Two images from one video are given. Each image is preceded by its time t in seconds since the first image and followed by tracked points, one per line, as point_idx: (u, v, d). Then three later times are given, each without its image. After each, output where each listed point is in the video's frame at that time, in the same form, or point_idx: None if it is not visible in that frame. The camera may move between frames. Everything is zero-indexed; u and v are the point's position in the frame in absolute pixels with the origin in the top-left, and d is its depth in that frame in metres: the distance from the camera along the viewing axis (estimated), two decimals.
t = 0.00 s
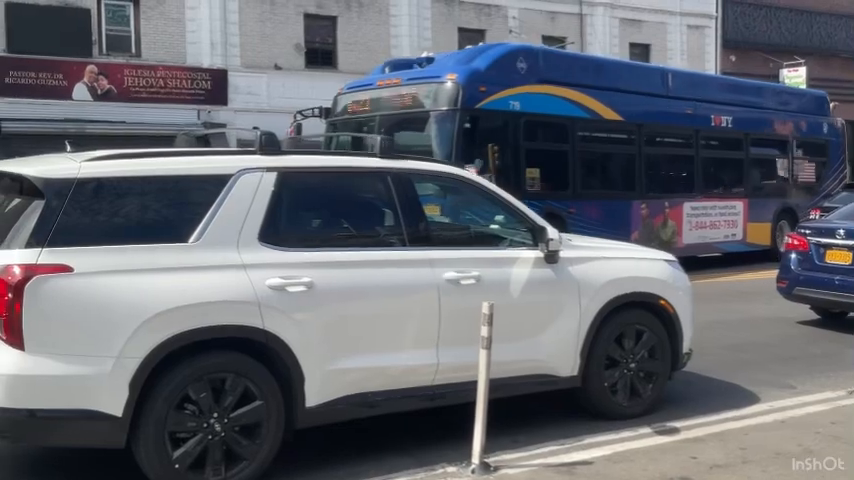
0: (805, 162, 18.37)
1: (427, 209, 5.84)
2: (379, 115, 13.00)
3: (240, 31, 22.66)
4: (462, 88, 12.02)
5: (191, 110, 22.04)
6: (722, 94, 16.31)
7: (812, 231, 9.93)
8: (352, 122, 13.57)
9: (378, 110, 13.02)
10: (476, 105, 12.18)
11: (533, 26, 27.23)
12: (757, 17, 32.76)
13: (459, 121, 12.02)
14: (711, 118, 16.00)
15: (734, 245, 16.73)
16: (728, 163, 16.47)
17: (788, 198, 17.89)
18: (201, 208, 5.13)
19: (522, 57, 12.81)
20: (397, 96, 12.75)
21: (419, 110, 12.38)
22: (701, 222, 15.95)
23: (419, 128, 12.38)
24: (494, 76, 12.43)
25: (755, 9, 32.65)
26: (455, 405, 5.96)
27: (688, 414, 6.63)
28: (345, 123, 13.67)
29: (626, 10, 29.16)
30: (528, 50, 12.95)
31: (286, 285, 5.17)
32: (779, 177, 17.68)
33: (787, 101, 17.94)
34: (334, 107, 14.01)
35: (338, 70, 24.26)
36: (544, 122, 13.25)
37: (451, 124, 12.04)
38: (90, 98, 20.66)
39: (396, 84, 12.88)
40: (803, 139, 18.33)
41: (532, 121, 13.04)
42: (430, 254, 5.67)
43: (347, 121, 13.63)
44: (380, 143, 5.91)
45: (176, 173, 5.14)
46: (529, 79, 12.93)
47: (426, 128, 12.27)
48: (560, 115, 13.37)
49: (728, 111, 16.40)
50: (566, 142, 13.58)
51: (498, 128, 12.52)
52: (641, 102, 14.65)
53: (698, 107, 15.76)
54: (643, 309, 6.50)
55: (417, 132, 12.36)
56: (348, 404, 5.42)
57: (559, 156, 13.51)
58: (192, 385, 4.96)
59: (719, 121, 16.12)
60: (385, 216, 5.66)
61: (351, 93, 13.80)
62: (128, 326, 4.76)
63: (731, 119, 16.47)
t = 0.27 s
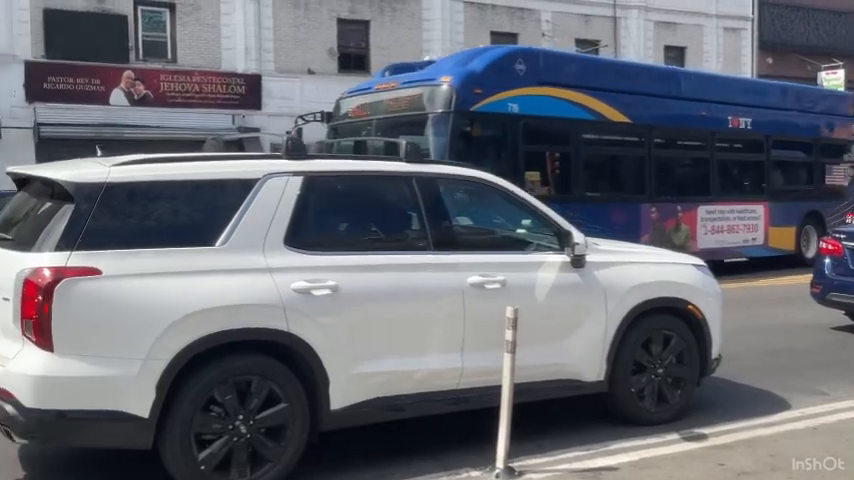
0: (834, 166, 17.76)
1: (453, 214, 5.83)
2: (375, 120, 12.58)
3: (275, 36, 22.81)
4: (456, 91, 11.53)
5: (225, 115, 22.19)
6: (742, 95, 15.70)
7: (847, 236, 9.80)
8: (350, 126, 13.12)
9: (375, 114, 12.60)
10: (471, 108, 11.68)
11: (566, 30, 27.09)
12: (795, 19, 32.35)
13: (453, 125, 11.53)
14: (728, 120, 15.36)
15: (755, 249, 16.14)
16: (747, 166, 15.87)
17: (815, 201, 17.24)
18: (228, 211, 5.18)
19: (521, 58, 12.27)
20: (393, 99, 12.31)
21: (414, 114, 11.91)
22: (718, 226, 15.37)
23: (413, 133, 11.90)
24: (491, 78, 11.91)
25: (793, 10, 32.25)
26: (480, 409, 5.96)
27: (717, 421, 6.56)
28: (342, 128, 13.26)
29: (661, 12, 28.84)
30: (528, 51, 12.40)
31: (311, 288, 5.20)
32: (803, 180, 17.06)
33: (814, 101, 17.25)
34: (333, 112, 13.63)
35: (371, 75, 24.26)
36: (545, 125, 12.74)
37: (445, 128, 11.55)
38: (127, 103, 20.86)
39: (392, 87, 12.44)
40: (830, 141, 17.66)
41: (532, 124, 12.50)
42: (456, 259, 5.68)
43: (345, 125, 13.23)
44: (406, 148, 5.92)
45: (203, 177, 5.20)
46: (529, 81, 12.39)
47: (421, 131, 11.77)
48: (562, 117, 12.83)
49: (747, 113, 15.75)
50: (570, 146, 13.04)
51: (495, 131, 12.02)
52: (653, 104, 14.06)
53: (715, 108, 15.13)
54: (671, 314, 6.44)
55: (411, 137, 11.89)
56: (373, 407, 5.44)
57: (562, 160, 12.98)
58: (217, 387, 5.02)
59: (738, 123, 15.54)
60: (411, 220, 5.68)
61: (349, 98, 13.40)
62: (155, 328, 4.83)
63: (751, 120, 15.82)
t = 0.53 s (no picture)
0: None
1: (477, 219, 5.84)
2: (372, 124, 12.61)
3: (307, 41, 22.85)
4: (449, 93, 11.52)
5: (259, 119, 22.39)
6: (757, 97, 15.48)
7: None
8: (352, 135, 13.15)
9: (372, 118, 12.63)
10: (466, 111, 11.66)
11: (601, 33, 26.93)
12: (832, 21, 32.01)
13: (447, 128, 11.52)
14: (743, 122, 15.12)
15: (774, 254, 15.81)
16: (763, 170, 15.63)
17: (837, 205, 16.90)
18: (252, 217, 5.23)
19: (520, 61, 12.24)
20: (389, 103, 12.34)
21: (409, 118, 11.93)
22: (733, 230, 15.09)
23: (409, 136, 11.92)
24: (487, 81, 11.88)
25: (830, 12, 31.92)
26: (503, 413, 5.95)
27: (744, 427, 6.49)
28: (342, 134, 13.32)
29: (696, 15, 28.51)
30: (527, 54, 12.35)
31: (334, 292, 5.24)
32: (825, 183, 16.72)
33: (836, 103, 16.91)
34: (334, 118, 13.70)
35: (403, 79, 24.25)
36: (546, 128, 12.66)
37: (438, 131, 11.55)
38: (162, 108, 21.12)
39: (388, 91, 12.47)
40: None
41: (531, 127, 12.43)
42: (478, 263, 5.68)
43: (344, 131, 13.28)
44: (429, 153, 5.93)
45: (228, 182, 5.26)
46: (528, 83, 12.33)
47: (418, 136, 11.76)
48: (565, 121, 12.75)
49: (763, 115, 15.49)
50: (573, 149, 12.94)
51: (493, 134, 11.98)
52: (661, 106, 13.90)
53: (728, 111, 14.90)
54: (697, 319, 6.38)
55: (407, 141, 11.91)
56: (395, 411, 5.46)
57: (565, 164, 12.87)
58: (241, 390, 5.07)
59: (754, 126, 15.29)
60: (435, 225, 5.70)
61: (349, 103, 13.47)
62: (178, 332, 4.89)
63: (767, 123, 15.55)
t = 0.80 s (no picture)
0: None
1: (503, 225, 5.85)
2: (369, 128, 12.64)
3: (339, 47, 22.93)
4: (442, 97, 11.54)
5: (291, 125, 22.39)
6: (774, 99, 15.23)
7: None
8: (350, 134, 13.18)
9: (369, 122, 12.67)
10: (461, 115, 11.67)
11: (633, 36, 26.80)
12: None
13: (440, 132, 11.54)
14: (757, 125, 14.91)
15: (790, 260, 15.60)
16: (780, 173, 15.40)
17: None
18: (278, 223, 5.27)
19: (516, 64, 12.23)
20: (385, 107, 12.37)
21: (404, 122, 11.94)
22: (746, 236, 14.91)
23: (404, 141, 11.93)
24: (483, 84, 11.89)
25: None
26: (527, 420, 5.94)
27: (773, 436, 6.41)
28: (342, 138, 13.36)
29: (730, 17, 28.28)
30: (526, 57, 12.34)
31: (358, 298, 5.27)
32: (848, 188, 16.44)
33: None
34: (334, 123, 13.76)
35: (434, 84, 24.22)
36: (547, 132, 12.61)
37: (432, 135, 11.57)
38: (196, 113, 21.31)
39: (386, 96, 12.50)
40: None
41: (530, 130, 12.39)
42: (504, 269, 5.68)
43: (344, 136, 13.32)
44: (453, 159, 5.92)
45: (256, 188, 5.31)
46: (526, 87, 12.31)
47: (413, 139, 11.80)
48: (565, 124, 12.70)
49: (780, 118, 15.25)
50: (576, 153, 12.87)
51: (489, 138, 11.97)
52: (667, 109, 13.78)
53: (742, 113, 14.70)
54: (726, 326, 6.32)
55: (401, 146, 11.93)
56: (420, 417, 5.48)
57: (565, 167, 12.81)
58: (266, 394, 5.12)
59: (770, 129, 15.06)
60: (460, 231, 5.71)
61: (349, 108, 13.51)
62: (205, 337, 4.95)
63: (785, 126, 15.31)
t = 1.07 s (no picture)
0: None
1: (521, 230, 6.33)
2: (367, 142, 13.32)
3: (374, 66, 24.86)
4: (434, 112, 12.19)
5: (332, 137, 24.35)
6: (756, 113, 16.07)
7: None
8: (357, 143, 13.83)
9: (367, 137, 13.34)
10: (452, 128, 12.31)
11: (645, 55, 28.59)
12: None
13: (431, 144, 12.15)
14: (740, 137, 15.72)
15: (773, 264, 16.33)
16: (764, 183, 16.21)
17: (842, 216, 17.44)
18: (314, 227, 5.78)
19: (506, 80, 12.91)
20: (382, 122, 13.04)
21: (399, 135, 12.60)
22: (729, 241, 15.66)
23: (398, 154, 12.59)
24: (474, 99, 12.55)
25: None
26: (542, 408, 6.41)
27: (772, 425, 6.85)
28: (347, 151, 14.05)
29: (735, 38, 29.93)
30: (516, 74, 13.04)
31: (387, 296, 5.76)
32: (828, 196, 17.31)
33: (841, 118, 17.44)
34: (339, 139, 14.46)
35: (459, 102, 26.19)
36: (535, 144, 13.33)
37: (423, 147, 12.20)
38: (246, 129, 23.34)
39: (383, 111, 13.18)
40: None
41: (519, 143, 13.06)
42: (521, 270, 6.17)
43: (347, 149, 14.02)
44: (475, 169, 6.51)
45: (295, 195, 5.83)
46: (516, 102, 12.98)
47: (407, 151, 12.41)
48: (553, 136, 13.37)
49: (761, 130, 16.06)
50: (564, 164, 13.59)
51: (480, 150, 12.63)
52: (652, 122, 14.55)
53: (723, 126, 15.51)
54: (728, 324, 6.77)
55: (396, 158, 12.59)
56: (444, 405, 5.96)
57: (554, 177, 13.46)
58: (303, 383, 5.62)
59: (752, 141, 15.90)
60: (481, 234, 6.20)
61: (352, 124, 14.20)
62: (249, 331, 5.45)
63: (766, 137, 16.13)
